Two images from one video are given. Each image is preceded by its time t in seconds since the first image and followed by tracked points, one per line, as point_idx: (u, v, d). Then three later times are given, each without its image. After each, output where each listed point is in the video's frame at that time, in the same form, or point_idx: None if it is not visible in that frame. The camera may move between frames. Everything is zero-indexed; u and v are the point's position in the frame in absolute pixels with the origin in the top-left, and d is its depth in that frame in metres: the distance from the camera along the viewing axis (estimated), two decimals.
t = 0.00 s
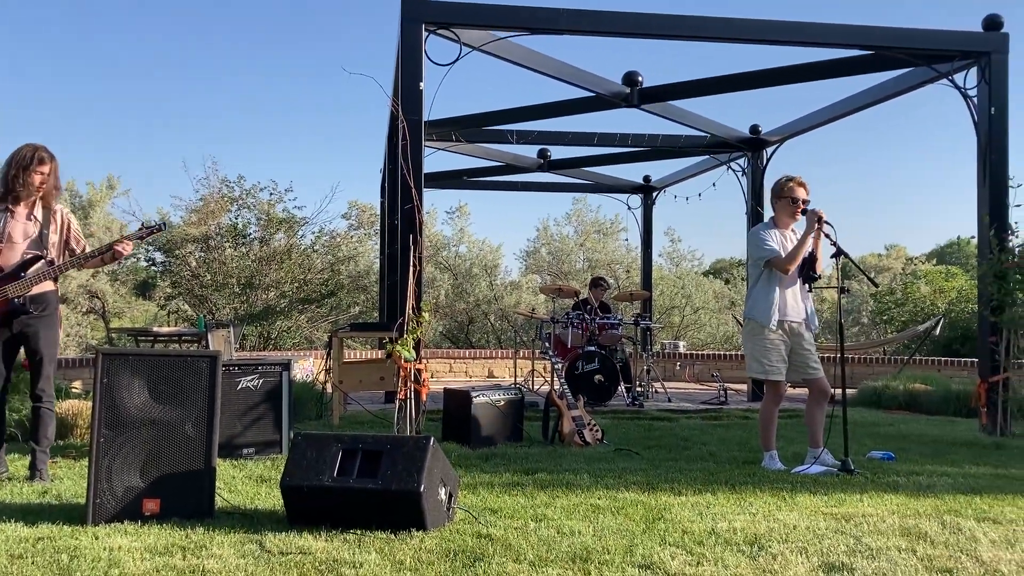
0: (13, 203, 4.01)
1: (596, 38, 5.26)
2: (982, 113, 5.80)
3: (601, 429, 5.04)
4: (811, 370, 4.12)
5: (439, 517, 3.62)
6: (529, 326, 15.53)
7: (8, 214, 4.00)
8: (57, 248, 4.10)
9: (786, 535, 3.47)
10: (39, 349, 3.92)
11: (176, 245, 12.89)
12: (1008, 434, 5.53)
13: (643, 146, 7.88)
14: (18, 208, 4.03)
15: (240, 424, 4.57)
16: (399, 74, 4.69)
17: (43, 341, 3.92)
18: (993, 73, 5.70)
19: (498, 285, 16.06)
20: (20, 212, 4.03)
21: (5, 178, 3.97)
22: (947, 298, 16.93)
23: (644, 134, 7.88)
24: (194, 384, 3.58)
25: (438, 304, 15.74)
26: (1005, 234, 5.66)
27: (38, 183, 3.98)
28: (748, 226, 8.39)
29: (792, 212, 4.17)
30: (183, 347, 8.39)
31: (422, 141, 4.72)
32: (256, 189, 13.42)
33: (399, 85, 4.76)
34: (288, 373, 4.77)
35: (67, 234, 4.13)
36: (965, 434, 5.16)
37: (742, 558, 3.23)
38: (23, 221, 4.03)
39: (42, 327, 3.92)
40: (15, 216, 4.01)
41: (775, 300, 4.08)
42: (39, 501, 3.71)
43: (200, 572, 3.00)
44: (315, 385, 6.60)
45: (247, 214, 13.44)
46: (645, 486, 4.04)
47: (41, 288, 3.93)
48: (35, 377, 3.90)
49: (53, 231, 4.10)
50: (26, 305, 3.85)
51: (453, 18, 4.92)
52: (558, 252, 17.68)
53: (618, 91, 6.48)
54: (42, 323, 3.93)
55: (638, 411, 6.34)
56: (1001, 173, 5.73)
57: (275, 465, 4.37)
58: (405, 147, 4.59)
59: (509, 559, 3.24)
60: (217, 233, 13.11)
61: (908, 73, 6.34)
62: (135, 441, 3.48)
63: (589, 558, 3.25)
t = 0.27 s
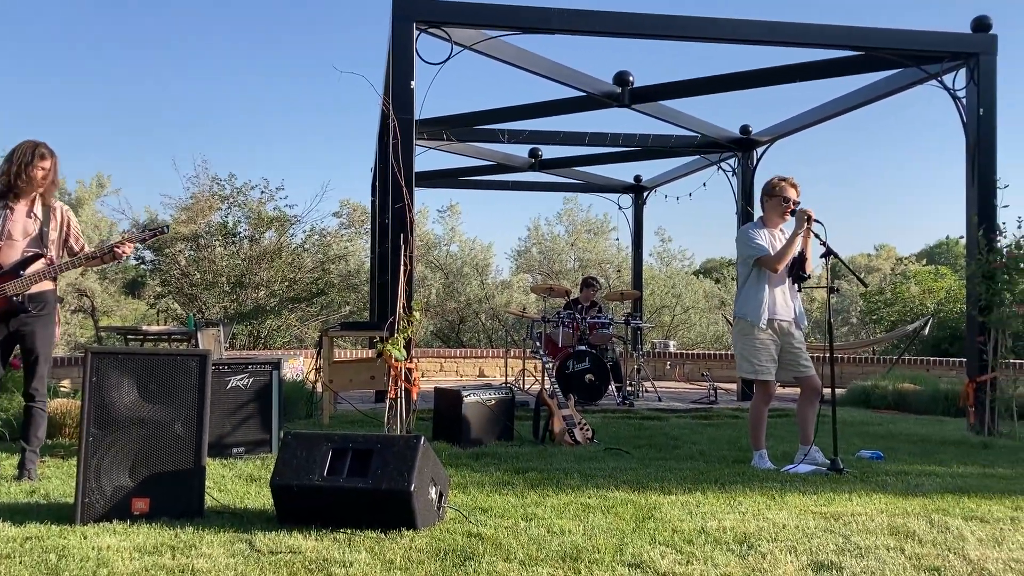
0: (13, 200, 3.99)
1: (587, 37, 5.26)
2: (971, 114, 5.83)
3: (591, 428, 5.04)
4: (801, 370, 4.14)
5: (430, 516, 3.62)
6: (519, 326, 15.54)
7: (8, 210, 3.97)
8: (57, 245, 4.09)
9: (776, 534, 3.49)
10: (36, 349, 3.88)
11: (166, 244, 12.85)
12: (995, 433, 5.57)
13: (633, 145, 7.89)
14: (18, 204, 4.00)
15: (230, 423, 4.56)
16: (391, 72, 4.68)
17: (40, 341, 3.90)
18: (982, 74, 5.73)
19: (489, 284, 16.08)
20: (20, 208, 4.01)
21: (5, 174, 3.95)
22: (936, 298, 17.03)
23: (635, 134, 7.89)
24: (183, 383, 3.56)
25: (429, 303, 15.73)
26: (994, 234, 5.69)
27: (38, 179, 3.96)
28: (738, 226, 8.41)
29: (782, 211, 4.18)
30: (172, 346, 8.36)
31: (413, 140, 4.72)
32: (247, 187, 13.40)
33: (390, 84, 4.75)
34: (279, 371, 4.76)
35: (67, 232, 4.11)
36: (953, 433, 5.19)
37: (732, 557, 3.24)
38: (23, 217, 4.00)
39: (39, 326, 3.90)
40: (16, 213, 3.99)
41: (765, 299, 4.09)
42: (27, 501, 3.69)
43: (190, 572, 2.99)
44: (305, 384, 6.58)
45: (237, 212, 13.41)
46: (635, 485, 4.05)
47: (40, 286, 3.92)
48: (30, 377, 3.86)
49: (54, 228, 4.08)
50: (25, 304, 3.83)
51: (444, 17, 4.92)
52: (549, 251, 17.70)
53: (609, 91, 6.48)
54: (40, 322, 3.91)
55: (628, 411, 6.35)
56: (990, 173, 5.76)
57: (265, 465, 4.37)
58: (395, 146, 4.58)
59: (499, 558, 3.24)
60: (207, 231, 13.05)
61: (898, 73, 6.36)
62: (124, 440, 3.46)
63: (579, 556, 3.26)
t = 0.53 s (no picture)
0: (9, 199, 3.97)
1: (576, 37, 5.26)
2: (958, 114, 5.86)
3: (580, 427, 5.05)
4: (788, 369, 4.16)
5: (418, 515, 3.62)
6: (509, 325, 15.55)
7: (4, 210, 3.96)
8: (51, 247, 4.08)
9: (763, 533, 3.50)
10: (25, 348, 3.86)
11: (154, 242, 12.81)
12: (982, 433, 5.60)
13: (623, 145, 7.90)
14: (14, 204, 3.99)
15: (217, 422, 4.54)
16: (380, 71, 4.67)
17: (30, 341, 3.87)
18: (969, 75, 5.76)
19: (478, 283, 16.10)
20: (16, 209, 3.99)
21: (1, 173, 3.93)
22: (923, 297, 17.13)
23: (625, 133, 7.90)
24: (171, 382, 3.54)
25: (419, 302, 15.72)
26: (980, 234, 5.71)
27: (32, 177, 3.91)
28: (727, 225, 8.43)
29: (769, 211, 4.19)
30: (159, 345, 8.33)
31: (403, 139, 4.71)
32: (235, 185, 13.41)
33: (379, 83, 4.74)
34: (267, 371, 4.75)
35: (62, 235, 4.12)
36: (940, 432, 5.22)
37: (719, 555, 3.25)
38: (19, 218, 3.98)
39: (30, 326, 3.87)
40: (11, 213, 3.97)
41: (753, 300, 4.10)
42: (12, 501, 3.67)
43: (176, 571, 2.98)
44: (293, 383, 6.57)
45: (225, 211, 13.38)
46: (623, 484, 4.06)
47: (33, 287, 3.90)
48: (18, 376, 3.85)
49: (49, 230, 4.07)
50: (16, 304, 3.82)
51: (432, 16, 4.90)
52: (539, 250, 17.71)
53: (599, 90, 6.49)
54: (30, 322, 3.88)
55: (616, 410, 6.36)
56: (977, 174, 5.78)
57: (252, 464, 4.35)
58: (384, 145, 4.57)
59: (486, 557, 3.24)
60: (195, 230, 13.07)
61: (886, 74, 6.38)
62: (111, 439, 3.45)
63: (567, 555, 3.26)
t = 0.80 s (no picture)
0: None
1: (564, 36, 5.26)
2: (945, 115, 5.88)
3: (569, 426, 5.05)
4: (774, 369, 4.18)
5: (405, 514, 3.62)
6: (498, 324, 15.56)
7: None
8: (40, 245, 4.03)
9: (749, 531, 3.51)
10: (9, 348, 3.81)
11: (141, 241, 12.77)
12: (967, 431, 5.63)
13: (611, 145, 7.91)
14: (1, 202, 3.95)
15: (204, 421, 4.53)
16: (367, 69, 4.66)
17: (14, 340, 3.82)
18: (955, 76, 5.79)
19: (468, 282, 16.12)
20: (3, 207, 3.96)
21: None
22: (910, 297, 17.22)
23: (614, 133, 7.92)
24: (156, 380, 3.53)
25: (408, 302, 15.71)
26: (966, 234, 5.74)
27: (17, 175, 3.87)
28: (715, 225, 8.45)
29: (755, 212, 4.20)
30: (146, 344, 8.29)
31: (391, 137, 4.71)
32: (223, 184, 13.39)
33: (367, 82, 4.73)
34: (254, 370, 4.73)
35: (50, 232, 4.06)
36: (926, 431, 5.24)
37: (706, 554, 3.26)
38: (5, 217, 3.96)
39: (13, 326, 3.83)
40: None
41: (740, 299, 4.11)
42: None
43: (161, 571, 2.97)
44: (279, 383, 6.56)
45: (213, 209, 13.36)
46: (611, 483, 4.06)
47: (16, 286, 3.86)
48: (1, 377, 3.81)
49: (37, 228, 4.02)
50: None
51: (419, 14, 4.89)
52: (529, 250, 17.72)
53: (589, 90, 6.49)
54: (14, 322, 3.85)
55: (604, 409, 6.37)
56: (963, 174, 5.80)
57: (240, 463, 4.34)
58: (373, 143, 4.56)
59: (473, 556, 3.24)
60: (182, 229, 13.07)
61: (873, 74, 6.41)
62: (95, 438, 3.43)
63: (554, 554, 3.27)
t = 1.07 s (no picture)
0: None
1: (551, 34, 5.26)
2: (931, 114, 5.90)
3: (556, 425, 5.05)
4: (760, 367, 4.19)
5: (391, 513, 3.62)
6: (486, 323, 15.56)
7: None
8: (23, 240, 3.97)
9: (735, 530, 3.52)
10: None
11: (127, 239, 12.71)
12: (952, 430, 5.66)
13: (599, 144, 7.91)
14: None
15: (190, 421, 4.51)
16: (354, 68, 4.64)
17: None
18: (941, 75, 5.81)
19: (456, 281, 16.11)
20: None
21: None
22: (897, 296, 17.31)
23: (602, 132, 7.92)
24: (142, 379, 3.52)
25: (396, 300, 15.69)
26: (952, 234, 5.76)
27: None
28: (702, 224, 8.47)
29: (742, 210, 4.21)
30: (131, 342, 8.25)
31: (378, 135, 4.70)
32: (210, 182, 13.33)
33: (353, 80, 4.72)
34: (240, 369, 4.72)
35: (32, 226, 3.99)
36: (911, 429, 5.27)
37: (692, 552, 3.27)
38: None
39: None
40: None
41: (726, 298, 4.12)
42: None
43: (145, 571, 2.96)
44: (265, 382, 6.54)
45: (199, 208, 13.31)
46: (598, 481, 4.07)
47: None
48: None
49: (18, 223, 3.95)
50: None
51: (405, 12, 4.88)
52: (517, 248, 17.72)
53: (576, 89, 6.49)
54: None
55: (592, 407, 6.38)
56: (949, 174, 5.82)
57: (226, 463, 4.33)
58: (360, 142, 4.56)
59: (459, 555, 3.24)
60: (169, 227, 12.97)
61: (860, 74, 6.43)
62: (80, 437, 3.41)
63: (540, 553, 3.27)
